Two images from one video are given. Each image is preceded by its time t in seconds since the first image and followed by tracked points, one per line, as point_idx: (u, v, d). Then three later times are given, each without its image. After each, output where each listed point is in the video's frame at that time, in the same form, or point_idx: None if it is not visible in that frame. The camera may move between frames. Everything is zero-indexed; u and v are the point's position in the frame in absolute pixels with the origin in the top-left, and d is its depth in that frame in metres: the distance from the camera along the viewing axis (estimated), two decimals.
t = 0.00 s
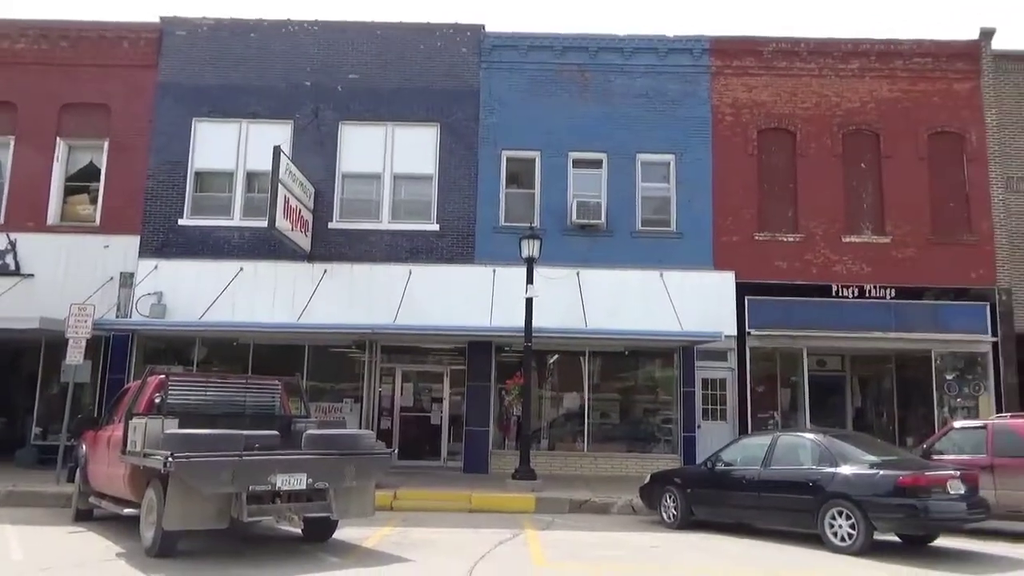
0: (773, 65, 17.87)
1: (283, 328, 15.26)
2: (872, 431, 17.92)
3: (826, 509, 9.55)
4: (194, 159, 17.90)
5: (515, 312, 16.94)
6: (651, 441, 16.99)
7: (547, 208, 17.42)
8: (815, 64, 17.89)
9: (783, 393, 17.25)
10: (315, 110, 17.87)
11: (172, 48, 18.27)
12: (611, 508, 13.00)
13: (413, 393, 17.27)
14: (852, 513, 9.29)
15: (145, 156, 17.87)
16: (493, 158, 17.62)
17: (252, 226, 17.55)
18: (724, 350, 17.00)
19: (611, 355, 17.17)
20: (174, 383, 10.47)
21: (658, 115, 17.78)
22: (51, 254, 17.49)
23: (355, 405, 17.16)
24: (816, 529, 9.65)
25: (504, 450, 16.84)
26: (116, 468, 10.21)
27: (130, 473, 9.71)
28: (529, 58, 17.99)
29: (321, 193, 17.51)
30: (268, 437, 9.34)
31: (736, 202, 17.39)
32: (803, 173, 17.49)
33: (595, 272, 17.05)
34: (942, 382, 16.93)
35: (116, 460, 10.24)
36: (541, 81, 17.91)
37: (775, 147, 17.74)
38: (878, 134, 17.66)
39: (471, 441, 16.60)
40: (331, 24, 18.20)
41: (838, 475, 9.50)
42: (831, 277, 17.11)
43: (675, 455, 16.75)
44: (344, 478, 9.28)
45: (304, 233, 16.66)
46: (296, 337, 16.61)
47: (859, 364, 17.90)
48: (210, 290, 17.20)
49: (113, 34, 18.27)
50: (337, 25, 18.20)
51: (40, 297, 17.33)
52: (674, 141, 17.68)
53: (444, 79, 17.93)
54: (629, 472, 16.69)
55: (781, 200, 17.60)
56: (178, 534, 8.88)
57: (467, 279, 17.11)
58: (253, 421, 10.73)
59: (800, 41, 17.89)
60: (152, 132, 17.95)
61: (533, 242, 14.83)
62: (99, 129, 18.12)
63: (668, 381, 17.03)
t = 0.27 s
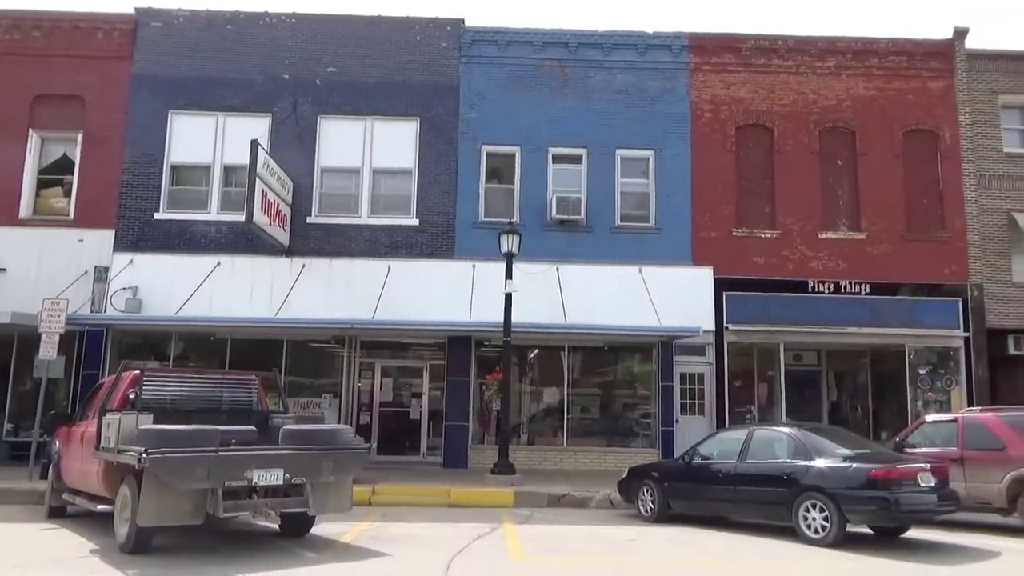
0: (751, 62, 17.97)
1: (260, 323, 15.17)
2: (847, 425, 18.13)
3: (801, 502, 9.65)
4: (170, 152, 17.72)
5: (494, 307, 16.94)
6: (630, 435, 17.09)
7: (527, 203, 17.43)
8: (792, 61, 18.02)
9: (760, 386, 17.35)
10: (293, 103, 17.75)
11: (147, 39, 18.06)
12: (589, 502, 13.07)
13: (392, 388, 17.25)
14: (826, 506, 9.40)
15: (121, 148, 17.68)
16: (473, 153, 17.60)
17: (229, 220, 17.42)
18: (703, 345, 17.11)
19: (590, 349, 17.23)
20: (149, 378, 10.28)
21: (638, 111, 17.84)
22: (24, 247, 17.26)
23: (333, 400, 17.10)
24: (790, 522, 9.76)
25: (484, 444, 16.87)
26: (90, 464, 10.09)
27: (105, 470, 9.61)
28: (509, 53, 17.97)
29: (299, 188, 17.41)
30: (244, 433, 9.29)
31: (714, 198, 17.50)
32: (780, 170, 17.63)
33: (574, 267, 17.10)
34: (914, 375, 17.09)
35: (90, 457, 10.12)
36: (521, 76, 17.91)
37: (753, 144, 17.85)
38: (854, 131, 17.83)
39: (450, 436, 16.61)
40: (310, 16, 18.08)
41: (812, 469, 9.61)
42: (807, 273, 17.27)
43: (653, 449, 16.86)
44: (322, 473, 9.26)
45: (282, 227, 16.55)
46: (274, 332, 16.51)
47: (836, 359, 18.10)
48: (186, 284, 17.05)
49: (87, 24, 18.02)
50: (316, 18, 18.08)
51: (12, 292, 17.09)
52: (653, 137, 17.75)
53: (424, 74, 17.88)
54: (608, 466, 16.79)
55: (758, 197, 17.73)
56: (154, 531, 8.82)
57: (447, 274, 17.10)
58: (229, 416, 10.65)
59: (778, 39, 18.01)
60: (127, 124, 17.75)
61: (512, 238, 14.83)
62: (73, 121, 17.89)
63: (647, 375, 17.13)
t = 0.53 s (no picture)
0: (731, 61, 18.07)
1: (240, 319, 15.07)
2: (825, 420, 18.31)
3: (777, 497, 9.74)
4: (148, 147, 17.56)
5: (475, 303, 16.94)
6: (610, 431, 17.16)
7: (508, 200, 17.44)
8: (771, 60, 18.14)
9: (740, 382, 17.47)
10: (273, 99, 17.64)
11: (124, 33, 17.86)
12: (569, 497, 13.13)
13: (373, 385, 17.21)
14: (801, 500, 9.49)
15: (97, 143, 17.49)
16: (454, 149, 17.57)
17: (208, 216, 17.28)
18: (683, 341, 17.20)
19: (572, 346, 17.27)
20: (126, 374, 10.23)
21: (618, 109, 17.89)
22: None
23: (314, 397, 17.03)
24: (767, 516, 9.85)
25: (465, 441, 16.88)
26: (65, 462, 10.00)
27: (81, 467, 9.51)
28: (490, 49, 17.96)
29: (279, 183, 17.31)
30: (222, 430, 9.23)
31: (694, 195, 17.59)
32: (759, 167, 17.75)
33: (555, 264, 17.14)
34: (891, 371, 17.28)
35: (65, 454, 10.02)
36: (502, 73, 17.90)
37: (732, 142, 17.96)
38: (833, 130, 17.98)
39: (431, 432, 16.60)
40: (290, 11, 17.96)
41: (789, 463, 9.69)
42: (786, 270, 17.41)
43: (633, 445, 16.95)
44: (300, 470, 9.23)
45: (261, 223, 16.45)
46: (253, 329, 16.42)
47: (814, 355, 18.38)
48: (164, 280, 16.91)
49: (63, 17, 17.80)
50: (296, 13, 17.97)
51: None
52: (634, 134, 17.81)
53: (405, 70, 17.83)
54: (588, 462, 16.86)
55: (738, 194, 17.84)
56: (130, 529, 8.74)
57: (428, 270, 17.08)
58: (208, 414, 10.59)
59: (758, 38, 18.12)
60: (103, 119, 17.56)
61: (493, 234, 14.82)
62: (48, 115, 17.67)
63: (628, 372, 17.20)
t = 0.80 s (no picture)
0: (713, 58, 18.15)
1: (221, 316, 14.99)
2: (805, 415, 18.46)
3: (755, 491, 9.82)
4: (127, 142, 17.41)
5: (458, 300, 16.93)
6: (593, 427, 17.22)
7: (491, 196, 17.44)
8: (753, 58, 18.24)
9: (722, 378, 17.55)
10: (255, 94, 17.54)
11: (103, 27, 17.68)
12: (552, 493, 13.18)
13: (356, 382, 17.18)
14: (780, 494, 9.57)
15: (76, 138, 17.31)
16: (437, 145, 17.54)
17: (189, 212, 17.16)
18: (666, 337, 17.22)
19: (556, 342, 17.30)
20: (104, 372, 10.19)
21: (601, 105, 17.92)
22: None
23: (296, 394, 16.98)
24: (746, 510, 9.92)
25: (448, 437, 16.88)
26: (43, 460, 9.91)
27: (59, 465, 9.43)
28: (473, 45, 17.94)
29: (261, 179, 17.22)
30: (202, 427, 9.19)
31: (675, 192, 17.66)
32: (740, 164, 17.84)
33: (538, 260, 17.16)
34: (870, 366, 17.47)
35: (43, 452, 9.93)
36: (485, 69, 17.89)
37: (714, 138, 18.05)
38: (813, 128, 18.11)
39: (414, 428, 16.60)
40: (272, 5, 17.85)
41: (767, 458, 9.77)
42: (766, 266, 17.53)
43: (616, 440, 17.02)
44: (281, 466, 9.19)
45: (243, 219, 16.36)
46: (235, 325, 16.33)
47: (794, 351, 18.31)
48: (144, 277, 16.79)
49: (40, 10, 17.59)
50: (278, 8, 17.86)
51: None
52: (616, 131, 17.86)
53: (387, 66, 17.77)
54: (571, 458, 16.92)
55: (719, 191, 17.94)
56: (109, 527, 8.69)
57: (411, 266, 17.05)
58: (188, 410, 10.53)
59: (739, 36, 18.21)
60: (82, 114, 17.39)
61: (476, 231, 14.80)
62: (26, 110, 17.48)
63: (612, 367, 17.25)
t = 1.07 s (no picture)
0: (699, 58, 18.22)
1: (206, 314, 14.92)
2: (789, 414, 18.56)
3: (738, 488, 9.87)
4: (111, 138, 17.28)
5: (444, 298, 16.93)
6: (579, 425, 17.25)
7: (477, 194, 17.45)
8: (739, 58, 18.32)
9: (708, 377, 17.61)
10: (240, 91, 17.45)
11: (87, 23, 17.54)
12: (537, 491, 13.20)
13: (342, 380, 17.13)
14: (762, 491, 9.63)
15: (58, 134, 17.17)
16: (423, 143, 17.52)
17: (173, 209, 17.05)
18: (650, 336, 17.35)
19: (542, 341, 17.33)
20: (87, 370, 10.14)
21: (587, 104, 17.95)
22: None
23: (282, 392, 16.92)
24: (728, 507, 9.98)
25: (434, 436, 16.88)
26: (25, 458, 9.84)
27: (42, 464, 9.37)
28: (460, 44, 17.93)
29: (246, 176, 17.14)
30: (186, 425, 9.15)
31: (661, 191, 17.72)
32: (726, 164, 17.92)
33: (524, 259, 17.18)
34: (852, 365, 17.62)
35: (25, 451, 9.87)
36: (472, 67, 17.88)
37: (700, 138, 18.12)
38: (798, 128, 18.22)
39: (400, 426, 16.59)
40: (258, 2, 17.77)
41: (750, 456, 9.83)
42: (751, 265, 17.62)
43: (601, 438, 17.05)
44: (265, 464, 9.17)
45: (228, 217, 16.29)
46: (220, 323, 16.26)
47: (778, 348, 18.11)
48: (129, 274, 16.68)
49: (22, 5, 17.43)
50: (264, 4, 17.78)
51: None
52: (603, 130, 17.89)
53: (374, 64, 17.73)
54: (557, 455, 16.95)
55: (704, 190, 18.01)
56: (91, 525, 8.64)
57: (397, 264, 17.03)
58: (172, 409, 10.48)
59: (725, 36, 18.29)
60: (65, 110, 17.24)
61: (463, 229, 14.78)
62: (8, 105, 17.32)
63: (598, 365, 17.29)
